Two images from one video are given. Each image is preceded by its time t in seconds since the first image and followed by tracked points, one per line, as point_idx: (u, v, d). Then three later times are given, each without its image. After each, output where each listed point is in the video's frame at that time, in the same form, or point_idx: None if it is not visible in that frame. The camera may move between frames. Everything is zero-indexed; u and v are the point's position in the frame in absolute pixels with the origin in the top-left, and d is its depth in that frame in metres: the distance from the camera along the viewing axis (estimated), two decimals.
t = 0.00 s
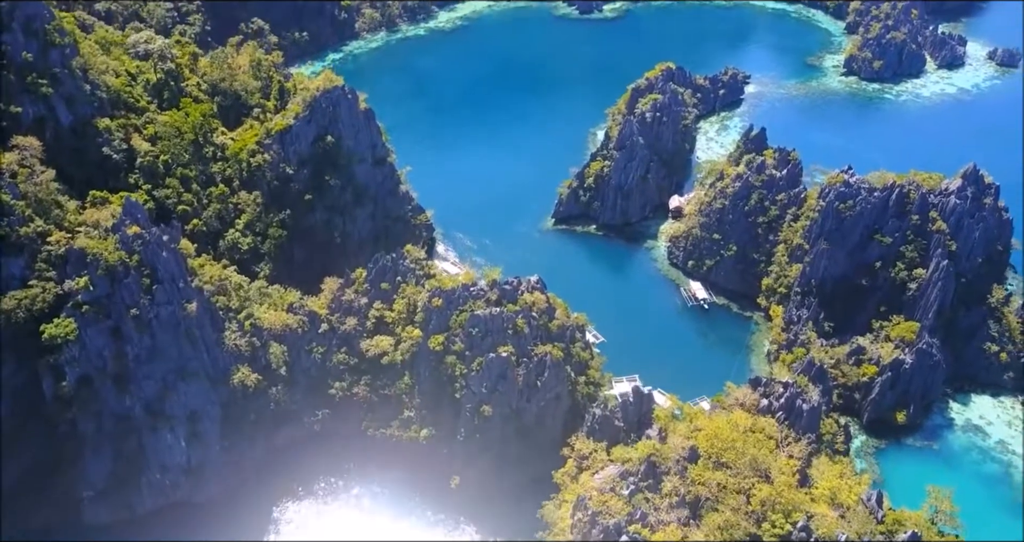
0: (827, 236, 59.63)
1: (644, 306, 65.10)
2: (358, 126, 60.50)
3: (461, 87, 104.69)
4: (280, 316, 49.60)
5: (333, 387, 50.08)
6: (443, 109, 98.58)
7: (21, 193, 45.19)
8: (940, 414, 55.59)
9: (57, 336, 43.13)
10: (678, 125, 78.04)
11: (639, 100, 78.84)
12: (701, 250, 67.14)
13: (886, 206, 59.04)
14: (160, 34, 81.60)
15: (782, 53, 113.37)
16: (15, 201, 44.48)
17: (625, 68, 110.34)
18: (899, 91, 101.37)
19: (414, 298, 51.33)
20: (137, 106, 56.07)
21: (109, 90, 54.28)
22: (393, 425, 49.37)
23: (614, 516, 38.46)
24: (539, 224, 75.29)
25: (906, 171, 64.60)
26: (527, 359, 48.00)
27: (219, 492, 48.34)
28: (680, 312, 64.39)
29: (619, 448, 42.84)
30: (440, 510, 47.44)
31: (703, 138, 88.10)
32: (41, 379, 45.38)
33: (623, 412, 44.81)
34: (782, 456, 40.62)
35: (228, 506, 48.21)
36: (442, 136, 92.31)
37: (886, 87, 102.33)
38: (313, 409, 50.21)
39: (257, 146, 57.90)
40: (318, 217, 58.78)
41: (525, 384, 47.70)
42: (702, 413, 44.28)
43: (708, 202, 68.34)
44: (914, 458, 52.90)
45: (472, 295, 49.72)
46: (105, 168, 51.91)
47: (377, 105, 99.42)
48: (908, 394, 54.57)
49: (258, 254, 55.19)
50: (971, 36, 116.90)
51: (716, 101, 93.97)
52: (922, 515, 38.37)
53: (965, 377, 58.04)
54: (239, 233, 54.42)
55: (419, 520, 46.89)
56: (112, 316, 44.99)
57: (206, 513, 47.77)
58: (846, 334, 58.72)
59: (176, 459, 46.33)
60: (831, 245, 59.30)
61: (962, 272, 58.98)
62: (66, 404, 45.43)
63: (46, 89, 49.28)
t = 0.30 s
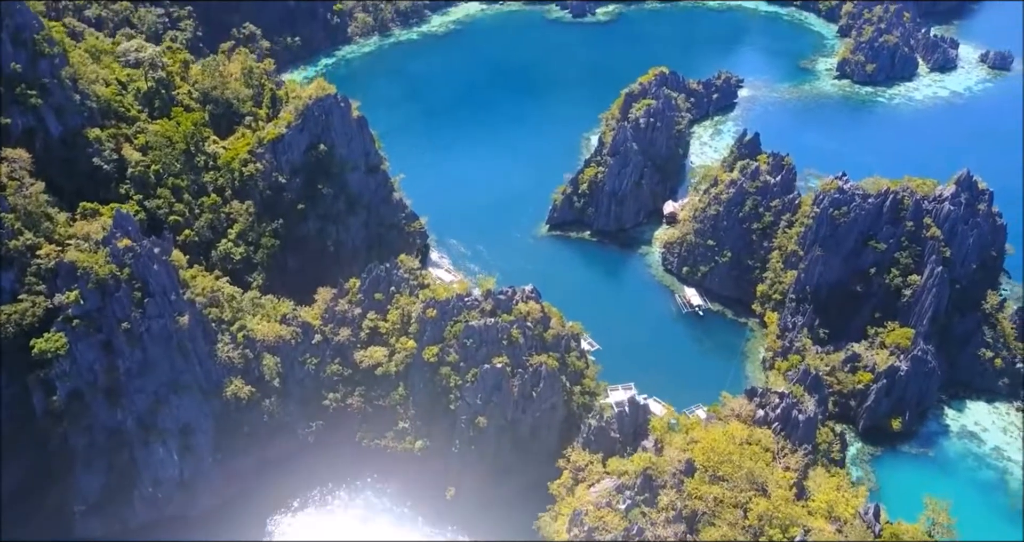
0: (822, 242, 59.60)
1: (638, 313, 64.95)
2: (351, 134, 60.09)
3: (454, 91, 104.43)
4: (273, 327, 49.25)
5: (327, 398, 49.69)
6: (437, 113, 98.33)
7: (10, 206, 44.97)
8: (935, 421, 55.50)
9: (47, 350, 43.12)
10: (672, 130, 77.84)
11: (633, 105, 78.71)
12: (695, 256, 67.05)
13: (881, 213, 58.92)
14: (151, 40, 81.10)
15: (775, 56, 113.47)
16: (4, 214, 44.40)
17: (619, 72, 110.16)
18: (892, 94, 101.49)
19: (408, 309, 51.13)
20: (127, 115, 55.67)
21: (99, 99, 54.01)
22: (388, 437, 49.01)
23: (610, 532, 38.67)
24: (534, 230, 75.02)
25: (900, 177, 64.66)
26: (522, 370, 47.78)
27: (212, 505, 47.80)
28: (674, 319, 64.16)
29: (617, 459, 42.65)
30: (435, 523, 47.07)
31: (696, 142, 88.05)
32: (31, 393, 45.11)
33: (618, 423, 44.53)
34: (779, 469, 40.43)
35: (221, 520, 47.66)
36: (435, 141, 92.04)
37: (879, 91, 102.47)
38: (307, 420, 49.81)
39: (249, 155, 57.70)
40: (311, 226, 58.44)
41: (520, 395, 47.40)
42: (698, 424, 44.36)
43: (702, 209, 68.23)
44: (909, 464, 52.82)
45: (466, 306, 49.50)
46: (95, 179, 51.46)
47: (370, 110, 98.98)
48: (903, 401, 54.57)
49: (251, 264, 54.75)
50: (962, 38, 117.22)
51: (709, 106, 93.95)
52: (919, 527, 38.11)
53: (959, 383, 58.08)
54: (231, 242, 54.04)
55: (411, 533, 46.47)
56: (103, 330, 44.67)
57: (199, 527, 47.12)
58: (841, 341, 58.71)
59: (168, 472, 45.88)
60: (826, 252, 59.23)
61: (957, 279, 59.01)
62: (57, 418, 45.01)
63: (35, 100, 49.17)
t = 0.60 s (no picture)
0: (816, 249, 59.55)
1: (633, 320, 64.70)
2: (344, 142, 59.72)
3: (448, 96, 104.01)
4: (267, 339, 48.97)
5: (321, 409, 49.29)
6: (430, 118, 97.89)
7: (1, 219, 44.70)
8: (932, 428, 55.36)
9: (37, 366, 42.62)
10: (666, 136, 77.62)
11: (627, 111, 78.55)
12: (690, 262, 66.90)
13: (875, 219, 58.96)
14: (142, 46, 80.43)
15: (768, 60, 113.44)
16: None
17: (613, 76, 109.89)
18: (885, 98, 101.53)
19: (403, 320, 50.86)
20: (118, 125, 55.31)
21: (90, 109, 53.50)
22: (382, 448, 48.72)
23: None
24: (528, 237, 74.70)
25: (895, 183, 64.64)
26: (518, 381, 47.24)
27: (206, 517, 47.11)
28: (670, 326, 63.97)
29: (613, 471, 42.81)
30: (431, 533, 46.19)
31: (691, 147, 87.94)
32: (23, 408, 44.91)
33: (614, 434, 44.59)
34: (776, 482, 40.38)
35: (214, 531, 46.71)
36: (429, 147, 91.57)
37: (872, 94, 102.52)
38: (300, 432, 49.38)
39: (242, 165, 57.17)
40: (304, 235, 58.07)
41: (515, 405, 47.00)
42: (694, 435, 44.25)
43: (696, 215, 68.11)
44: (906, 471, 52.71)
45: (461, 316, 49.14)
46: (85, 191, 51.31)
47: (363, 116, 98.35)
48: (898, 408, 54.50)
49: (243, 274, 54.48)
50: (955, 41, 117.40)
51: (703, 110, 93.82)
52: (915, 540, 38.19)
53: (955, 389, 57.99)
54: (223, 253, 53.76)
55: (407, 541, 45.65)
56: (94, 344, 44.20)
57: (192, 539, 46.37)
58: (837, 347, 58.70)
59: (162, 486, 45.81)
60: (820, 259, 59.17)
61: (952, 285, 59.03)
62: (49, 433, 44.68)
63: (25, 111, 48.83)
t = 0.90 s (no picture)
0: (811, 256, 59.41)
1: (628, 328, 64.45)
2: (336, 151, 59.33)
3: (440, 101, 103.62)
4: (259, 352, 48.52)
5: (315, 422, 48.83)
6: (422, 123, 97.47)
7: None
8: (926, 435, 55.28)
9: (27, 383, 42.45)
10: (660, 141, 77.30)
11: (620, 116, 78.41)
12: (685, 269, 66.69)
13: (869, 226, 58.85)
14: (131, 54, 80.23)
15: (761, 63, 113.41)
16: None
17: (606, 80, 109.69)
18: (877, 101, 101.64)
19: (396, 332, 50.61)
20: (108, 135, 54.79)
21: (78, 121, 53.05)
22: (377, 461, 48.37)
23: None
24: (522, 244, 74.36)
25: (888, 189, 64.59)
26: (513, 393, 47.06)
27: (199, 532, 46.54)
28: (664, 334, 63.74)
29: (608, 487, 42.14)
30: None
31: (684, 152, 87.85)
32: (10, 426, 44.02)
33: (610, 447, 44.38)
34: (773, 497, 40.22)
35: None
36: (421, 152, 91.14)
37: (864, 98, 102.63)
38: (293, 445, 48.95)
39: (233, 175, 56.68)
40: (296, 245, 57.70)
41: (510, 418, 46.72)
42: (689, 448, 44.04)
43: (690, 222, 67.96)
44: (901, 480, 52.55)
45: (455, 328, 48.92)
46: (74, 203, 50.68)
47: (356, 122, 97.90)
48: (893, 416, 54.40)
49: (235, 286, 54.02)
50: (945, 44, 117.67)
51: (696, 114, 93.72)
52: None
53: (949, 395, 57.97)
54: (215, 264, 53.26)
55: None
56: (85, 361, 44.00)
57: None
58: (832, 354, 58.49)
59: (154, 501, 45.28)
60: (815, 266, 59.00)
61: (945, 292, 59.06)
62: (38, 451, 44.20)
63: (12, 124, 48.46)
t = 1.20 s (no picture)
0: (806, 263, 59.22)
1: (623, 335, 64.25)
2: (328, 160, 59.01)
3: (434, 106, 103.26)
4: (253, 365, 48.11)
5: (308, 434, 48.43)
6: (415, 129, 97.11)
7: None
8: (922, 442, 55.19)
9: (16, 399, 41.61)
10: (654, 147, 76.92)
11: (613, 123, 78.35)
12: (679, 276, 66.49)
13: (864, 233, 58.88)
14: (122, 60, 79.84)
15: (754, 67, 113.39)
16: None
17: (600, 84, 109.50)
18: (870, 105, 101.71)
19: (391, 344, 50.33)
20: (98, 146, 54.30)
21: (68, 132, 52.63)
22: (372, 473, 48.04)
23: None
24: (516, 251, 74.06)
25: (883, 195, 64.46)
26: (508, 404, 46.66)
27: None
28: (659, 341, 63.53)
29: (606, 499, 42.26)
30: None
31: (678, 157, 87.76)
32: None
33: (606, 460, 44.05)
34: (771, 510, 40.14)
35: None
36: (415, 158, 90.77)
37: (857, 101, 102.71)
38: (287, 458, 48.51)
39: (225, 186, 56.26)
40: (290, 255, 57.34)
41: (506, 429, 46.42)
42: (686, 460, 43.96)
43: (685, 229, 67.82)
44: (897, 488, 52.34)
45: (450, 339, 48.53)
46: (65, 215, 50.28)
47: (349, 127, 97.48)
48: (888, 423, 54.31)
49: (227, 297, 53.63)
50: (937, 47, 117.86)
51: (690, 119, 93.68)
52: None
53: (945, 402, 57.90)
54: (207, 275, 52.96)
55: None
56: (75, 376, 43.61)
57: None
58: (827, 361, 58.67)
59: (147, 517, 45.46)
60: (809, 273, 58.90)
61: (941, 298, 58.99)
62: (29, 468, 43.36)
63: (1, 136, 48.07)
